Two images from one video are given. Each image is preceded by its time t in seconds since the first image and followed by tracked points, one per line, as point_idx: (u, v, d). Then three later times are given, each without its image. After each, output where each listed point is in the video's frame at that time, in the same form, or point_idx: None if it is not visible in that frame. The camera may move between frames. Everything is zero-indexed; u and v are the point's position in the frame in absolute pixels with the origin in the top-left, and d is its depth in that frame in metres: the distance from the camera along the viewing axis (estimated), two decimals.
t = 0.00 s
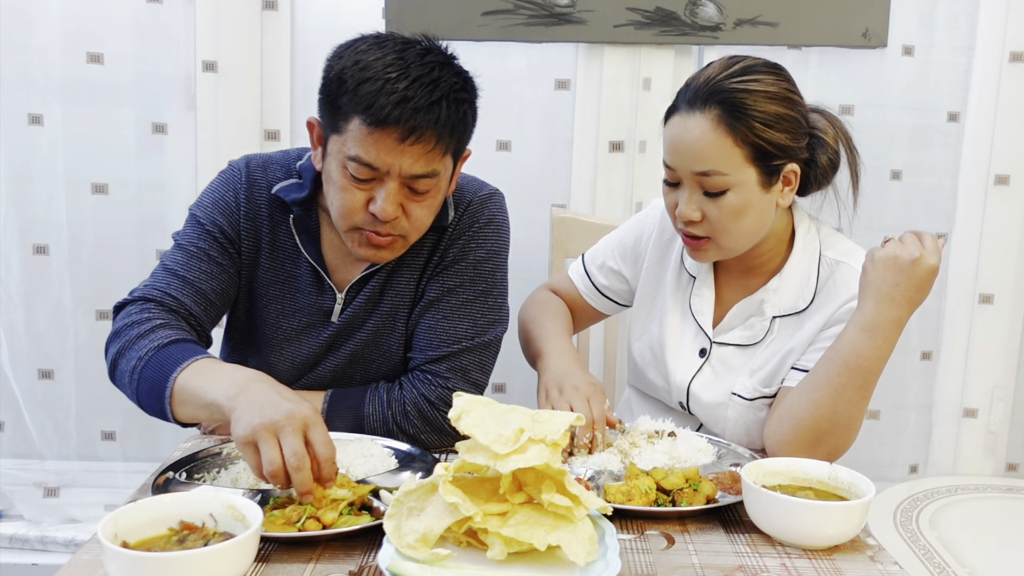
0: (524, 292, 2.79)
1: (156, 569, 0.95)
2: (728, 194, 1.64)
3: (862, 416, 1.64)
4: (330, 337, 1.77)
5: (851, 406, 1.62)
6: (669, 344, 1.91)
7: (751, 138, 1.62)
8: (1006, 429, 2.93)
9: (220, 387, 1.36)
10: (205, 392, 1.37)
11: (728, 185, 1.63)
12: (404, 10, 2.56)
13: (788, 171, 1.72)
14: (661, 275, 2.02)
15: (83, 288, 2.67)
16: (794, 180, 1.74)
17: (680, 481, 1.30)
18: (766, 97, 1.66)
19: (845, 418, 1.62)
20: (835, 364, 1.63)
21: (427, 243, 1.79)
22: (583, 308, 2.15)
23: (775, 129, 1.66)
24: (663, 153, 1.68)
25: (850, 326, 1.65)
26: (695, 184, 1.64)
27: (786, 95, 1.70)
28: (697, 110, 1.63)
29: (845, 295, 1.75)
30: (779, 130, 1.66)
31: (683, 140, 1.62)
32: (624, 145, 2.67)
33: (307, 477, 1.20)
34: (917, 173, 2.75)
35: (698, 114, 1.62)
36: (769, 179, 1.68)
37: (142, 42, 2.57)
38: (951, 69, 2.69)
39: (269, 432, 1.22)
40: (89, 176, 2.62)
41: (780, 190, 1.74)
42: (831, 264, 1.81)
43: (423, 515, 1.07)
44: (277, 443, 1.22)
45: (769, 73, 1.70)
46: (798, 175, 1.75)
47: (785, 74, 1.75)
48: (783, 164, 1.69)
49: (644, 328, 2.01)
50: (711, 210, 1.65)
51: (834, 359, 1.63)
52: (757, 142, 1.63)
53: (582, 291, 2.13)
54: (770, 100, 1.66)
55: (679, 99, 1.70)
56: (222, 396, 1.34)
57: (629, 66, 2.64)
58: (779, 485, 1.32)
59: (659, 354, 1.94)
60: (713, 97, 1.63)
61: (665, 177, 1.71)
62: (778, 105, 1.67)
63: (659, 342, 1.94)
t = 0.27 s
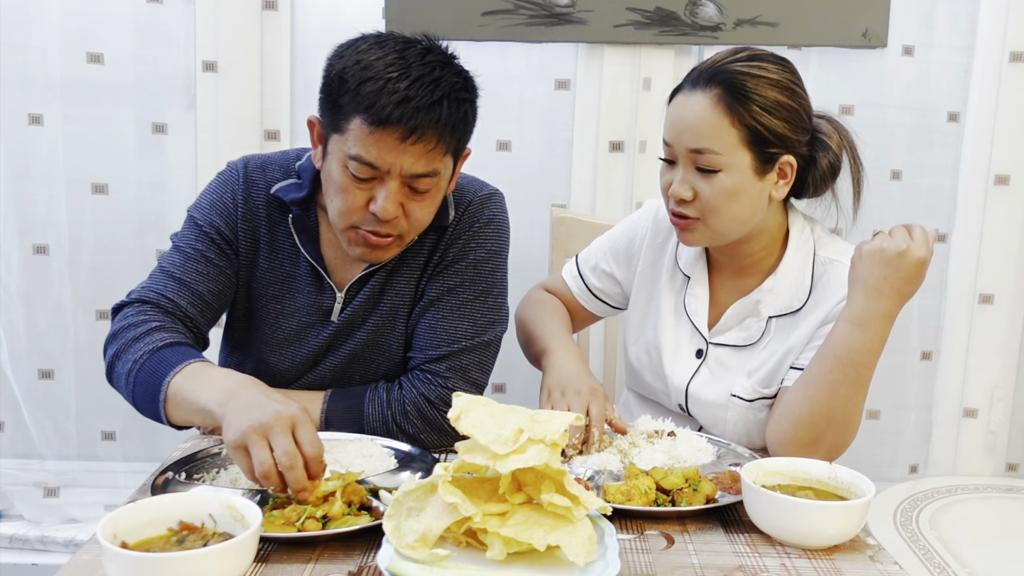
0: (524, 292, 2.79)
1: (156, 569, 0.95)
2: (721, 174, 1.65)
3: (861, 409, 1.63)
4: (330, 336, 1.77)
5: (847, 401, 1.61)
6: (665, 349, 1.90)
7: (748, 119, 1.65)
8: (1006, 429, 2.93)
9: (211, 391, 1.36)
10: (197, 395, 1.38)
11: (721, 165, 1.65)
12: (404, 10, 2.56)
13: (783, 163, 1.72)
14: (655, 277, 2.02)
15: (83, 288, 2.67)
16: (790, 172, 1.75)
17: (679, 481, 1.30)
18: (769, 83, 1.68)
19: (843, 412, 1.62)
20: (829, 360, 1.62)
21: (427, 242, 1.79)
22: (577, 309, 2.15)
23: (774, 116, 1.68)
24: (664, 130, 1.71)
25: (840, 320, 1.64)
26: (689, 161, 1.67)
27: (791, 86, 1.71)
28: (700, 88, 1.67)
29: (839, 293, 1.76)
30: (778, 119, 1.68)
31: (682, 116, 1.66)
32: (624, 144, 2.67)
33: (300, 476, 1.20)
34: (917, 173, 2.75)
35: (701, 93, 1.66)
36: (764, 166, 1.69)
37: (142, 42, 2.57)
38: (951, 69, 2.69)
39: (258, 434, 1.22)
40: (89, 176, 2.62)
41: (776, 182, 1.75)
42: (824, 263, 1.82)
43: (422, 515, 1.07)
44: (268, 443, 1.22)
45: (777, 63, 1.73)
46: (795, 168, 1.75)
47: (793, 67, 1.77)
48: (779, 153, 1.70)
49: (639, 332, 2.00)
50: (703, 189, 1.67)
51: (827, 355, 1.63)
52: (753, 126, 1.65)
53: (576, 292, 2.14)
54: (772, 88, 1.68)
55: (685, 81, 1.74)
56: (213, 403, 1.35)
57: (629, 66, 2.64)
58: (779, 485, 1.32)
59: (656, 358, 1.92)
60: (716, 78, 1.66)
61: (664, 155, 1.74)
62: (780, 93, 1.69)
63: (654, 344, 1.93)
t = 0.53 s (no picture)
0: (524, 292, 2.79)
1: (155, 569, 0.95)
2: (709, 160, 1.67)
3: (858, 401, 1.64)
4: (329, 337, 1.77)
5: (845, 396, 1.61)
6: (658, 348, 1.89)
7: (744, 109, 1.66)
8: (1006, 430, 2.93)
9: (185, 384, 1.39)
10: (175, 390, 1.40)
11: (711, 151, 1.67)
12: (404, 10, 2.56)
13: (772, 164, 1.73)
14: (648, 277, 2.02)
15: (83, 288, 2.67)
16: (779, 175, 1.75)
17: (679, 481, 1.30)
18: (770, 79, 1.69)
19: (843, 408, 1.61)
20: (822, 356, 1.62)
21: (426, 242, 1.79)
22: (569, 309, 2.15)
23: (770, 112, 1.69)
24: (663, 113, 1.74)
25: (830, 316, 1.64)
26: (681, 143, 1.69)
27: (793, 86, 1.72)
28: (702, 75, 1.69)
29: (829, 292, 1.76)
30: (774, 115, 1.69)
31: (680, 99, 1.68)
32: (624, 145, 2.67)
33: (276, 452, 1.23)
34: (917, 173, 2.75)
35: (703, 78, 1.68)
36: (754, 160, 1.70)
37: (142, 42, 2.57)
38: (951, 69, 2.69)
39: (234, 416, 1.26)
40: (89, 176, 2.62)
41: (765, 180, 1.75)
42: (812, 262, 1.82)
43: (422, 515, 1.07)
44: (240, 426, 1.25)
45: (784, 63, 1.73)
46: (784, 169, 1.76)
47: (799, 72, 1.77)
48: (770, 151, 1.71)
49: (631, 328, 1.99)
50: (689, 172, 1.68)
51: (820, 351, 1.63)
52: (748, 118, 1.66)
53: (568, 292, 2.13)
54: (773, 85, 1.69)
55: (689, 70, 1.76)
56: (191, 397, 1.37)
57: (629, 66, 2.64)
58: (779, 485, 1.32)
59: (647, 357, 1.92)
60: (717, 67, 1.68)
61: (659, 136, 1.76)
62: (781, 91, 1.70)
63: (646, 342, 1.93)
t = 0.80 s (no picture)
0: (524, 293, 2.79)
1: (156, 569, 0.95)
2: (706, 164, 1.67)
3: (861, 402, 1.64)
4: (327, 338, 1.77)
5: (848, 397, 1.61)
6: (653, 349, 1.89)
7: (741, 115, 1.66)
8: (1006, 430, 2.93)
9: (165, 393, 1.46)
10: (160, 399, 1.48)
11: (708, 156, 1.66)
12: (404, 10, 2.56)
13: (770, 167, 1.73)
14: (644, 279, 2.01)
15: (83, 288, 2.67)
16: (776, 178, 1.75)
17: (679, 481, 1.30)
18: (767, 83, 1.68)
19: (846, 409, 1.61)
20: (828, 357, 1.62)
21: (423, 242, 1.79)
22: (567, 313, 2.14)
23: (767, 117, 1.68)
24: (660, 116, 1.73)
25: (835, 317, 1.64)
26: (678, 147, 1.69)
27: (791, 91, 1.71)
28: (700, 78, 1.68)
29: (826, 293, 1.76)
30: (771, 119, 1.69)
31: (678, 103, 1.68)
32: (624, 145, 2.67)
33: (261, 441, 1.30)
34: (917, 173, 2.75)
35: (701, 81, 1.67)
36: (750, 164, 1.70)
37: (142, 42, 2.57)
38: (951, 69, 2.69)
39: (217, 412, 1.32)
40: (89, 176, 2.62)
41: (760, 184, 1.75)
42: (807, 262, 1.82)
43: (423, 515, 1.07)
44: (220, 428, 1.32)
45: (783, 67, 1.72)
46: (780, 173, 1.76)
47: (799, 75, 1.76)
48: (767, 155, 1.70)
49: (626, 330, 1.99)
50: (686, 175, 1.68)
51: (825, 352, 1.62)
52: (744, 122, 1.66)
53: (566, 296, 2.13)
54: (770, 89, 1.68)
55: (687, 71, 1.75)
56: (171, 403, 1.45)
57: (629, 66, 2.64)
58: (779, 485, 1.32)
59: (643, 359, 1.92)
60: (715, 70, 1.68)
61: (657, 139, 1.76)
62: (778, 95, 1.69)
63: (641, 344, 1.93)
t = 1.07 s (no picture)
0: (524, 293, 2.79)
1: (156, 569, 0.95)
2: (698, 173, 1.66)
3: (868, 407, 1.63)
4: (326, 339, 1.77)
5: (855, 402, 1.60)
6: (651, 352, 1.90)
7: (733, 125, 1.65)
8: (1006, 430, 2.93)
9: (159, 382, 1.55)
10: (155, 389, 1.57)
11: (699, 165, 1.66)
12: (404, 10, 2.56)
13: (763, 175, 1.72)
14: (640, 283, 2.02)
15: (82, 288, 2.67)
16: (768, 187, 1.74)
17: (680, 481, 1.30)
18: (758, 91, 1.67)
19: (852, 414, 1.60)
20: (837, 360, 1.60)
21: (421, 243, 1.79)
22: (565, 320, 2.15)
23: (759, 125, 1.67)
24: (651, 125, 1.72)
25: (846, 320, 1.62)
26: (669, 156, 1.68)
27: (782, 99, 1.70)
28: (690, 87, 1.67)
29: (824, 292, 1.76)
30: (763, 127, 1.68)
31: (669, 110, 1.67)
32: (625, 145, 2.67)
33: (258, 408, 1.42)
34: (917, 173, 2.75)
35: (691, 90, 1.66)
36: (742, 173, 1.69)
37: (143, 42, 2.57)
38: (951, 69, 2.69)
39: (207, 391, 1.44)
40: (89, 176, 2.62)
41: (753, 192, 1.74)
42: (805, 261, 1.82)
43: (423, 515, 1.07)
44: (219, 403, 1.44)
45: (773, 74, 1.71)
46: (773, 181, 1.75)
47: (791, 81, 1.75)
48: (759, 163, 1.69)
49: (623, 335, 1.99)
50: (677, 185, 1.67)
51: (834, 355, 1.61)
52: (736, 131, 1.65)
53: (563, 304, 2.14)
54: (761, 97, 1.67)
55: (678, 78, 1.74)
56: (166, 391, 1.54)
57: (629, 66, 2.64)
58: (779, 485, 1.32)
59: (641, 362, 1.93)
60: (706, 78, 1.67)
61: (648, 147, 1.75)
62: (770, 103, 1.68)
63: (640, 348, 1.93)
